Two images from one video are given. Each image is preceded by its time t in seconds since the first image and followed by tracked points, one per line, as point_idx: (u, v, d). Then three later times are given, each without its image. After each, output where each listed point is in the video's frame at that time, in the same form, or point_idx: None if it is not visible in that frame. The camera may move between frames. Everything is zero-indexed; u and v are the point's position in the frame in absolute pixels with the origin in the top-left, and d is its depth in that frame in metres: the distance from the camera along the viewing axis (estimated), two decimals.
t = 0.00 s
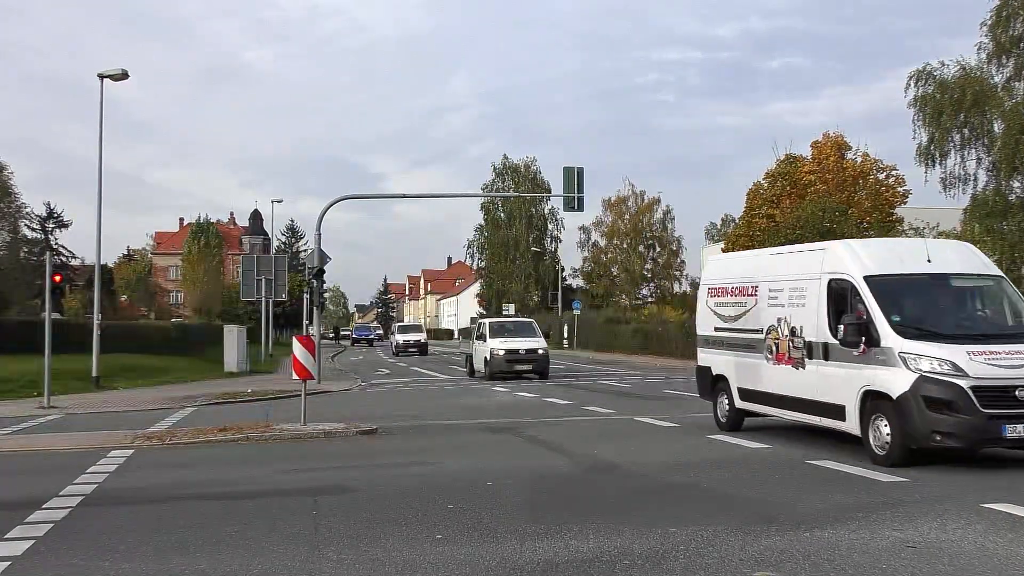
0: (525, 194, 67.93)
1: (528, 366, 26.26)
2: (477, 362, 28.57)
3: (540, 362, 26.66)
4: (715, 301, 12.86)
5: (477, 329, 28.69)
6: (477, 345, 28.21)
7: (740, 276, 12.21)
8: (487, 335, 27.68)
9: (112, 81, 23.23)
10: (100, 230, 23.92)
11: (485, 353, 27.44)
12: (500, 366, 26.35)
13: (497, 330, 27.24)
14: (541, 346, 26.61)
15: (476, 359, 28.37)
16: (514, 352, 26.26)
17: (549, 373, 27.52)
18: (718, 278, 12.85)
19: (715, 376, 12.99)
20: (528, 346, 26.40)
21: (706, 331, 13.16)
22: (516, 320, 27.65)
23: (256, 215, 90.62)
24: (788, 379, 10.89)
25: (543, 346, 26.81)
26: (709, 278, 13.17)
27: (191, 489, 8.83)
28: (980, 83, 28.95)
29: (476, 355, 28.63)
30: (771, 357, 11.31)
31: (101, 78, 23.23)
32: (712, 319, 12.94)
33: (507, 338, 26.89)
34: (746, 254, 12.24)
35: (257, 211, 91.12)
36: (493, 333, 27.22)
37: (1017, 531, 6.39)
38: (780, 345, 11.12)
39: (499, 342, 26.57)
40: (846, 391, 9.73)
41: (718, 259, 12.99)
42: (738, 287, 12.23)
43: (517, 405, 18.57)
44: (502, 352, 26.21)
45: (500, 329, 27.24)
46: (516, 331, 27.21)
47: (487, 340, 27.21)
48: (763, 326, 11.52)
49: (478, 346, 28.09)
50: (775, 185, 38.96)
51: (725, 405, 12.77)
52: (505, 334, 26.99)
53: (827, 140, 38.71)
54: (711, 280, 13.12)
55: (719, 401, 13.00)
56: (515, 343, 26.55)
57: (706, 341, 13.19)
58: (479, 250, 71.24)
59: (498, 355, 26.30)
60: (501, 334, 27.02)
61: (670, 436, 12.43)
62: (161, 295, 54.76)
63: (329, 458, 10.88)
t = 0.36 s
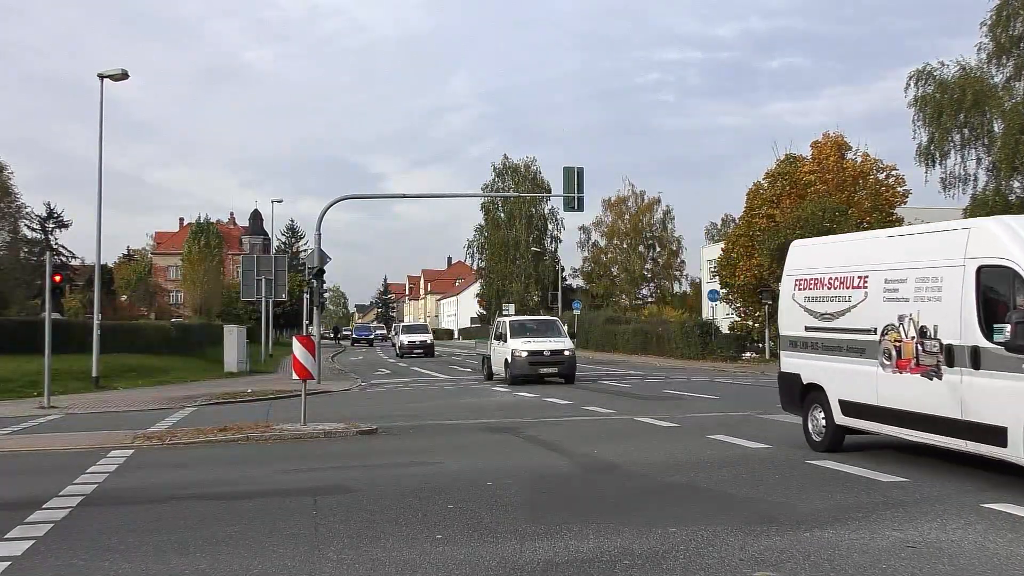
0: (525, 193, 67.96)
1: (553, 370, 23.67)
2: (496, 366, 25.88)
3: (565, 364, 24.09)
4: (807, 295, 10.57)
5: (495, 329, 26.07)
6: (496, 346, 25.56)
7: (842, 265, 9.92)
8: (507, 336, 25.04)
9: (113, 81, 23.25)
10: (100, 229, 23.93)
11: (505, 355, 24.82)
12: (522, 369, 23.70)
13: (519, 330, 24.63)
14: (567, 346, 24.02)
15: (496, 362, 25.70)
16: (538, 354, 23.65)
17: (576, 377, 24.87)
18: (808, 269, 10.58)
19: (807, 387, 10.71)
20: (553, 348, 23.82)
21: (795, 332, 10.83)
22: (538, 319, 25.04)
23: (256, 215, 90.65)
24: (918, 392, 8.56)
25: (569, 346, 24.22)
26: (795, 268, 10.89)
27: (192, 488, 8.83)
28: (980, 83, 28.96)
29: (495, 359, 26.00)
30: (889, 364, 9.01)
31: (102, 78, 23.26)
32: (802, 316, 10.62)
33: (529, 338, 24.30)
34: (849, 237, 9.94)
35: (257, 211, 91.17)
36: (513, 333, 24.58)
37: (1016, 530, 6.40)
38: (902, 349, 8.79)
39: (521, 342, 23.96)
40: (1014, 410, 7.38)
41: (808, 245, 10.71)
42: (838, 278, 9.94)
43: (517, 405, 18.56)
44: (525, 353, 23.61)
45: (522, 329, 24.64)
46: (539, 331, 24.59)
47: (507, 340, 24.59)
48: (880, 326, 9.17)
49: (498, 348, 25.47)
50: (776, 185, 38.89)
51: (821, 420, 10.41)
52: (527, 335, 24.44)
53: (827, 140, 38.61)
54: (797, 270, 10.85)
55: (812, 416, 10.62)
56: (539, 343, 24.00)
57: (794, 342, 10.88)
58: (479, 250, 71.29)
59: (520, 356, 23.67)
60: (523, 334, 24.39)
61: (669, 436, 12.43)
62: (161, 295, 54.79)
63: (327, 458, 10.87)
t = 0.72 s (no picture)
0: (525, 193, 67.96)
1: (583, 374, 21.50)
2: (519, 368, 23.71)
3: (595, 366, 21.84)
4: (947, 285, 8.29)
5: (517, 327, 23.87)
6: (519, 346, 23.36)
7: (1004, 246, 7.67)
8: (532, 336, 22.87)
9: (113, 81, 23.27)
10: (100, 229, 23.94)
11: (529, 357, 22.66)
12: (549, 373, 21.56)
13: (544, 330, 22.45)
14: (599, 347, 21.88)
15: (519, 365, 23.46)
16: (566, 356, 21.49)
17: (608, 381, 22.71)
18: (949, 254, 8.32)
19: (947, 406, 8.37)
20: (583, 349, 21.66)
21: (928, 334, 8.50)
22: (565, 317, 22.85)
23: (256, 215, 90.65)
24: None
25: (601, 347, 22.07)
26: (928, 254, 8.62)
27: (193, 489, 8.84)
28: (980, 83, 28.94)
29: (518, 361, 23.83)
30: None
31: (103, 78, 23.29)
32: (940, 317, 8.34)
33: (556, 338, 22.15)
34: (1009, 211, 7.78)
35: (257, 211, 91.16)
36: (538, 332, 22.40)
37: (1015, 530, 6.40)
38: None
39: (548, 343, 21.82)
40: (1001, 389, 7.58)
41: (944, 225, 8.47)
42: (996, 264, 7.73)
43: (517, 405, 18.55)
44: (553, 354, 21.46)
45: (547, 328, 22.48)
46: (567, 331, 22.43)
47: (531, 340, 22.41)
48: None
49: (521, 350, 23.27)
50: (775, 184, 38.70)
51: (974, 445, 8.03)
52: (555, 334, 22.18)
53: (827, 140, 38.26)
54: (931, 256, 8.58)
55: (956, 440, 8.25)
56: (567, 344, 21.74)
57: (927, 348, 8.54)
58: (479, 250, 71.30)
59: (547, 359, 21.50)
60: (549, 334, 22.21)
61: (669, 436, 12.43)
62: (161, 296, 54.81)
63: (327, 458, 10.86)
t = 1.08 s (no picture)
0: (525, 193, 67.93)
1: (619, 377, 18.94)
2: (546, 371, 21.17)
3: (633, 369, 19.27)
4: None
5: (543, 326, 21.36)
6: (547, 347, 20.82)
7: None
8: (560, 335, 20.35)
9: (113, 81, 23.25)
10: (99, 229, 23.92)
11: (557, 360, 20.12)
12: (581, 377, 18.97)
13: (574, 328, 19.93)
14: (637, 348, 19.31)
15: (546, 368, 20.95)
16: (601, 358, 18.96)
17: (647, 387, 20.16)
18: None
19: None
20: (620, 350, 19.11)
21: None
22: (597, 314, 20.38)
23: (256, 215, 90.64)
24: None
25: (639, 348, 19.50)
26: None
27: (193, 488, 8.84)
28: (980, 83, 28.91)
29: (544, 363, 21.28)
30: None
31: (103, 78, 23.28)
32: None
33: (588, 337, 19.64)
34: None
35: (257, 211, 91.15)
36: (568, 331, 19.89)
37: (1015, 530, 6.39)
38: None
39: (580, 343, 19.28)
40: None
41: None
42: None
43: (517, 405, 18.56)
44: (586, 355, 18.94)
45: (577, 326, 19.98)
46: (600, 329, 19.94)
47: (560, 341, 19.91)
48: None
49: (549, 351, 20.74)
50: (775, 184, 38.73)
51: None
52: (586, 333, 19.75)
53: (827, 140, 38.38)
54: None
55: None
56: (601, 343, 19.26)
57: None
58: (479, 250, 71.32)
59: (579, 361, 18.98)
60: (581, 333, 19.71)
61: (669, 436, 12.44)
62: (162, 296, 54.81)
63: (329, 458, 10.87)
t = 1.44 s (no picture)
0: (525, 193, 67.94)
1: (664, 380, 17.94)
2: (580, 373, 20.11)
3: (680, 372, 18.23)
4: None
5: (578, 325, 20.32)
6: (584, 348, 19.71)
7: None
8: (598, 335, 19.37)
9: (113, 81, 23.26)
10: (100, 228, 23.94)
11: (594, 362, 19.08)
12: (623, 380, 17.98)
13: (613, 328, 18.94)
14: (683, 349, 18.37)
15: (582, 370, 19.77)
16: (645, 360, 17.99)
17: (693, 391, 19.13)
18: None
19: None
20: (665, 351, 18.13)
21: None
22: (637, 313, 19.41)
23: (256, 215, 90.62)
24: None
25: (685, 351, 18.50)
26: None
27: (193, 488, 8.85)
28: (980, 83, 28.89)
29: (577, 366, 20.21)
30: None
31: (103, 78, 23.29)
32: None
33: (630, 337, 18.67)
34: None
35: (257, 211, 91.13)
36: (607, 331, 18.88)
37: (1016, 531, 6.38)
38: None
39: (621, 344, 18.28)
40: None
41: None
42: None
43: (517, 405, 18.57)
44: (629, 357, 17.92)
45: (617, 326, 19.01)
46: (640, 329, 18.98)
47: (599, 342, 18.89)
48: None
49: (586, 352, 19.65)
50: (775, 184, 38.73)
51: None
52: (627, 334, 18.72)
53: (827, 140, 38.35)
54: None
55: None
56: (644, 345, 18.24)
57: None
58: (479, 250, 71.34)
59: (621, 362, 18.00)
60: (621, 333, 18.72)
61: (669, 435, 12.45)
62: (161, 296, 54.82)
63: (329, 458, 10.88)
